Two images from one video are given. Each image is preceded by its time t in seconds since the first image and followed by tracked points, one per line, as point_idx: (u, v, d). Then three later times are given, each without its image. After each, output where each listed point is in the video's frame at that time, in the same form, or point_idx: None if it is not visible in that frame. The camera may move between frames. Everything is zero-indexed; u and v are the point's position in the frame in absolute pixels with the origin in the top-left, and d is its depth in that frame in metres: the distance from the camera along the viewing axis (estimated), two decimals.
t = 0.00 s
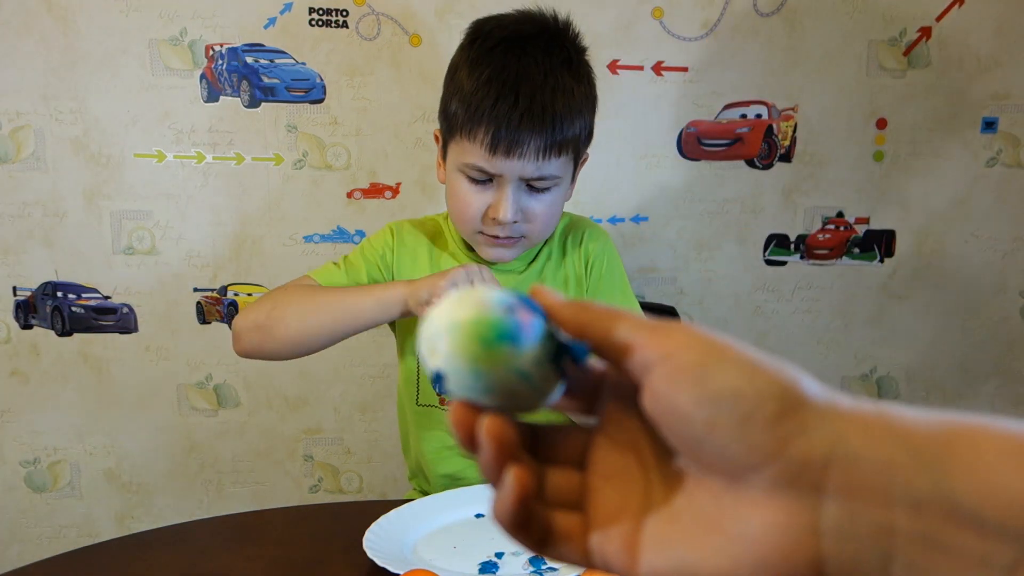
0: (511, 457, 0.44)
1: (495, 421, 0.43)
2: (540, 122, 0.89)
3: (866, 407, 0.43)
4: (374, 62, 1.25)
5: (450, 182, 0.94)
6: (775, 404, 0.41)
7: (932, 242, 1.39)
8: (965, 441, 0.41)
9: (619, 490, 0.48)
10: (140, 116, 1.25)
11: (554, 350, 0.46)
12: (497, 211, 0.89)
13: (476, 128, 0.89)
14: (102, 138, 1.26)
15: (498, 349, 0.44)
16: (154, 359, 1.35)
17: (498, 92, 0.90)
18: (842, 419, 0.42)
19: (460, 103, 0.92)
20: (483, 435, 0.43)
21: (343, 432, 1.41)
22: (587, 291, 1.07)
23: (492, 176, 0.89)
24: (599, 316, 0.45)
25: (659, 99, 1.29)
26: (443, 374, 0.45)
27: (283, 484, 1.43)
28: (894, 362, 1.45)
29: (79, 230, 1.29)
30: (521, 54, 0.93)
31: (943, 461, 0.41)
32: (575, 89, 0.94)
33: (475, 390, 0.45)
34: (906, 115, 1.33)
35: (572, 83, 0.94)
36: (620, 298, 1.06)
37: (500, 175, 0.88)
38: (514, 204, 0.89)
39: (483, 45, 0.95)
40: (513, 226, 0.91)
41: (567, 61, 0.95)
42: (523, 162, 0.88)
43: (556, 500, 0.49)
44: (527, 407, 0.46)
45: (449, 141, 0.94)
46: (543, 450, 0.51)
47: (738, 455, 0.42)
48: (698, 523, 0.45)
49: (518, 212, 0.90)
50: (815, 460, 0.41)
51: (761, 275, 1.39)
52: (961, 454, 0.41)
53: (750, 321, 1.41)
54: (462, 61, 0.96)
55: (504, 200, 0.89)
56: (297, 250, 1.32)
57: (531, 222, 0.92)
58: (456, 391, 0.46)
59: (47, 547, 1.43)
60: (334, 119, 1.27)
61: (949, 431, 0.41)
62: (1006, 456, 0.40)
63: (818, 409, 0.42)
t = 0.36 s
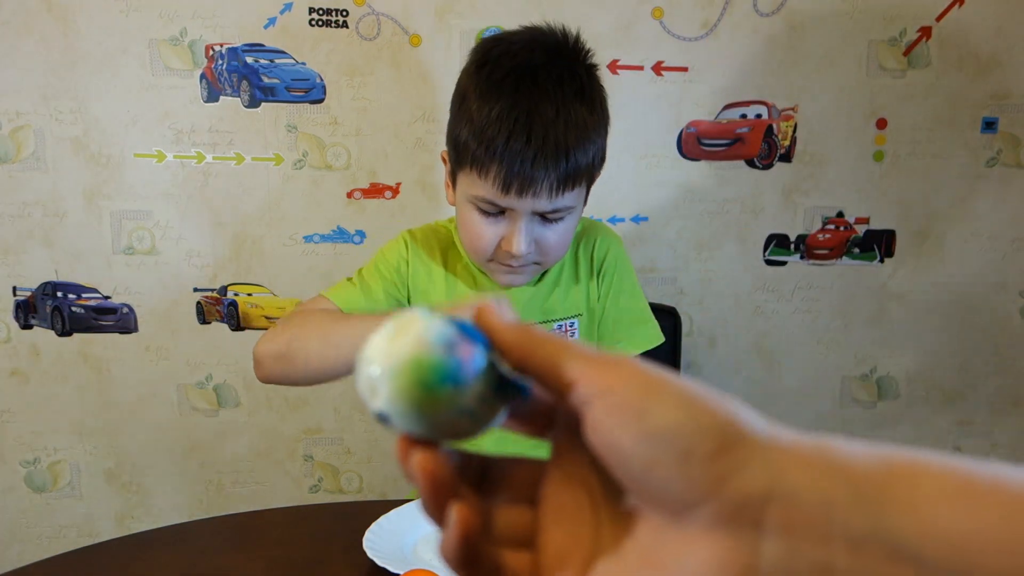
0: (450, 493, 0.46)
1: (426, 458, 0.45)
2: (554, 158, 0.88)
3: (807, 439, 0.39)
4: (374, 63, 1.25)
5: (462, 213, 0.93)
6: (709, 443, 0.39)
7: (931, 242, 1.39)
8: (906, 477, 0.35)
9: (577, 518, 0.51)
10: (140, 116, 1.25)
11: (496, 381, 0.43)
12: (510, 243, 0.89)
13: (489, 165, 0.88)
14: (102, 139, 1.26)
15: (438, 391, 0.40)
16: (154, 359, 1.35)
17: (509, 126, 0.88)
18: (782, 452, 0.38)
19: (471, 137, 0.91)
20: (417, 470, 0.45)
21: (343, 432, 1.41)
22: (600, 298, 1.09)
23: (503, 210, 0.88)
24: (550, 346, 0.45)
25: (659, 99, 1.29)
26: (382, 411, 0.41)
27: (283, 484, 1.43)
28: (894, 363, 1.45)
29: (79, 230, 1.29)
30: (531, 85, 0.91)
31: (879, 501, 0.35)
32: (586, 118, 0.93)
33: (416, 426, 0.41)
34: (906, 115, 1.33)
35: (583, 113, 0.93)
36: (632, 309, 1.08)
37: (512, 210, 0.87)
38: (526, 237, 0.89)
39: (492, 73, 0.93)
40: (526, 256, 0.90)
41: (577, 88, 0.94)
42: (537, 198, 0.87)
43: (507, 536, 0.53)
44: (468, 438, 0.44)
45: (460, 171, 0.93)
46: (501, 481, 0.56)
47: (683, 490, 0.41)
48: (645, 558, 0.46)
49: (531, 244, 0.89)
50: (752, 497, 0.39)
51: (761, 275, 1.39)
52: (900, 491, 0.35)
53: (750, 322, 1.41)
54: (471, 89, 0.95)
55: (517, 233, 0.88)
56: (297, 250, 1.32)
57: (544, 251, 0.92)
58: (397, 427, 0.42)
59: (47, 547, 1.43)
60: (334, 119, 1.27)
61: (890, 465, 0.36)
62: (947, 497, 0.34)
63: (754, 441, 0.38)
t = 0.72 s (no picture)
0: (434, 486, 0.48)
1: (408, 453, 0.48)
2: (562, 187, 0.88)
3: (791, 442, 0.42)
4: (374, 63, 1.25)
5: (472, 233, 0.94)
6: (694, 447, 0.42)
7: (931, 242, 1.39)
8: (886, 479, 0.38)
9: (560, 506, 0.54)
10: (139, 116, 1.25)
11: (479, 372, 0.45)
12: (519, 265, 0.90)
13: (498, 194, 0.88)
14: (103, 139, 1.26)
15: (426, 389, 0.41)
16: (154, 359, 1.35)
17: (518, 154, 0.88)
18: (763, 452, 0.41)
19: (479, 165, 0.91)
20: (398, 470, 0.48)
21: (343, 432, 1.41)
22: (611, 305, 1.09)
23: (512, 235, 0.89)
24: (531, 335, 0.46)
25: (659, 99, 1.29)
26: (371, 409, 0.42)
27: (283, 484, 1.43)
28: (894, 363, 1.46)
29: (78, 230, 1.28)
30: (540, 110, 0.90)
31: (859, 503, 0.38)
32: (595, 141, 0.92)
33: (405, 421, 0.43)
34: (906, 115, 1.33)
35: (590, 136, 0.92)
36: (644, 312, 1.08)
37: (521, 236, 0.89)
38: (536, 260, 0.90)
39: (499, 96, 0.92)
40: (536, 277, 0.92)
41: (586, 111, 0.93)
42: (546, 227, 0.88)
43: (496, 524, 0.55)
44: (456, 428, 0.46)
45: (469, 192, 0.94)
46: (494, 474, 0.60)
47: (663, 487, 0.44)
48: (625, 553, 0.49)
49: (541, 265, 0.91)
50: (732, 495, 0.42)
51: (761, 275, 1.39)
52: (880, 493, 0.38)
53: (750, 322, 1.41)
54: (478, 110, 0.93)
55: (526, 256, 0.89)
56: (297, 250, 1.32)
57: (554, 269, 0.93)
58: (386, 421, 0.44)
59: (47, 547, 1.43)
60: (334, 119, 1.27)
61: (868, 468, 0.39)
62: (921, 499, 0.36)
63: (735, 443, 0.41)
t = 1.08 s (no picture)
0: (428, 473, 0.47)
1: (393, 451, 0.46)
2: (537, 180, 0.88)
3: (792, 423, 0.43)
4: (374, 63, 1.25)
5: (457, 228, 0.96)
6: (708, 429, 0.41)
7: (932, 242, 1.39)
8: (884, 458, 0.40)
9: (579, 488, 0.51)
10: (139, 116, 1.25)
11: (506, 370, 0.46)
12: (502, 259, 0.91)
13: (476, 187, 0.89)
14: (103, 139, 1.26)
15: (455, 387, 0.42)
16: (154, 359, 1.35)
17: (494, 148, 0.89)
18: (771, 436, 0.42)
19: (457, 161, 0.92)
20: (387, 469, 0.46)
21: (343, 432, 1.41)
22: (603, 299, 1.09)
23: (494, 229, 0.90)
24: (544, 310, 0.45)
25: (659, 99, 1.29)
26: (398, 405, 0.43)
27: (283, 484, 1.43)
28: (894, 363, 1.46)
29: (79, 230, 1.29)
30: (516, 104, 0.91)
31: (862, 481, 0.40)
32: (572, 134, 0.93)
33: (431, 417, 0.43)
34: (906, 114, 1.33)
35: (567, 130, 0.92)
36: (639, 307, 1.08)
37: (502, 230, 0.90)
38: (518, 253, 0.91)
39: (478, 92, 0.93)
40: (520, 270, 0.93)
41: (562, 104, 0.93)
42: (524, 220, 0.89)
43: (514, 509, 0.51)
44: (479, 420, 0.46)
45: (451, 187, 0.95)
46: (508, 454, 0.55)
47: (677, 471, 0.44)
48: (638, 536, 0.48)
49: (524, 259, 0.92)
50: (741, 480, 0.42)
51: (761, 275, 1.38)
52: (879, 470, 0.39)
53: (750, 322, 1.41)
54: (458, 105, 0.95)
55: (508, 250, 0.91)
56: (297, 250, 1.32)
57: (538, 262, 0.94)
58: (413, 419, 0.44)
59: (47, 547, 1.43)
60: (334, 119, 1.27)
61: (866, 446, 0.40)
62: (919, 477, 0.38)
63: (744, 427, 0.42)
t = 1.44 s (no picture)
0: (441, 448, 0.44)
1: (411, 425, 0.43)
2: (533, 163, 0.89)
3: (807, 419, 0.44)
4: (374, 63, 1.25)
5: (453, 216, 0.96)
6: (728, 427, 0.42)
7: (932, 242, 1.39)
8: (900, 452, 0.42)
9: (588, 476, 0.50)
10: (139, 116, 1.25)
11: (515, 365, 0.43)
12: (500, 246, 0.91)
13: (473, 172, 0.90)
14: (103, 139, 1.26)
15: (452, 370, 0.40)
16: (154, 359, 1.35)
17: (490, 133, 0.90)
18: (789, 436, 0.43)
19: (453, 147, 0.92)
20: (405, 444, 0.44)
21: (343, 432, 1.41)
22: (598, 296, 1.09)
23: (491, 214, 0.90)
24: (553, 316, 0.43)
25: (659, 99, 1.29)
26: (396, 389, 0.41)
27: (284, 484, 1.43)
28: (894, 363, 1.46)
29: (79, 230, 1.28)
30: (511, 90, 0.92)
31: (877, 474, 0.42)
32: (568, 120, 0.93)
33: (430, 406, 0.41)
34: (906, 114, 1.33)
35: (562, 116, 0.93)
36: (635, 305, 1.08)
37: (499, 215, 0.90)
38: (516, 239, 0.91)
39: (473, 80, 0.94)
40: (517, 257, 0.94)
41: (558, 91, 0.94)
42: (521, 203, 0.89)
43: (525, 495, 0.50)
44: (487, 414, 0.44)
45: (447, 175, 0.95)
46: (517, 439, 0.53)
47: (688, 466, 0.44)
48: (652, 528, 0.48)
49: (520, 246, 0.92)
50: (758, 475, 0.43)
51: (761, 275, 1.38)
52: (895, 464, 0.42)
53: (750, 322, 1.41)
54: (454, 94, 0.95)
55: (506, 236, 0.91)
56: (297, 250, 1.32)
57: (535, 249, 0.94)
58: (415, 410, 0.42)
59: (46, 547, 1.43)
60: (334, 119, 1.27)
61: (881, 441, 0.43)
62: (932, 470, 0.41)
63: (764, 427, 0.42)
